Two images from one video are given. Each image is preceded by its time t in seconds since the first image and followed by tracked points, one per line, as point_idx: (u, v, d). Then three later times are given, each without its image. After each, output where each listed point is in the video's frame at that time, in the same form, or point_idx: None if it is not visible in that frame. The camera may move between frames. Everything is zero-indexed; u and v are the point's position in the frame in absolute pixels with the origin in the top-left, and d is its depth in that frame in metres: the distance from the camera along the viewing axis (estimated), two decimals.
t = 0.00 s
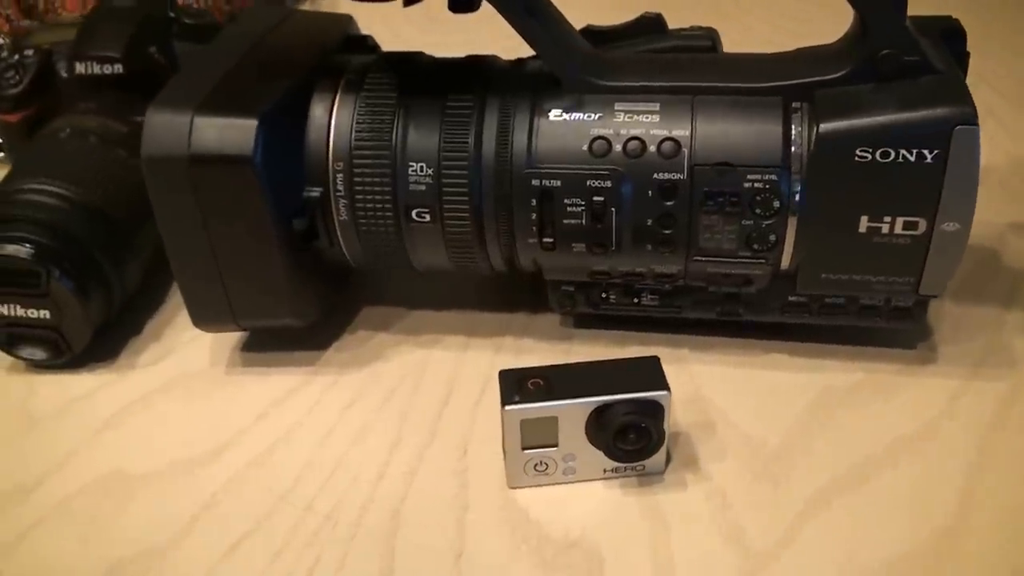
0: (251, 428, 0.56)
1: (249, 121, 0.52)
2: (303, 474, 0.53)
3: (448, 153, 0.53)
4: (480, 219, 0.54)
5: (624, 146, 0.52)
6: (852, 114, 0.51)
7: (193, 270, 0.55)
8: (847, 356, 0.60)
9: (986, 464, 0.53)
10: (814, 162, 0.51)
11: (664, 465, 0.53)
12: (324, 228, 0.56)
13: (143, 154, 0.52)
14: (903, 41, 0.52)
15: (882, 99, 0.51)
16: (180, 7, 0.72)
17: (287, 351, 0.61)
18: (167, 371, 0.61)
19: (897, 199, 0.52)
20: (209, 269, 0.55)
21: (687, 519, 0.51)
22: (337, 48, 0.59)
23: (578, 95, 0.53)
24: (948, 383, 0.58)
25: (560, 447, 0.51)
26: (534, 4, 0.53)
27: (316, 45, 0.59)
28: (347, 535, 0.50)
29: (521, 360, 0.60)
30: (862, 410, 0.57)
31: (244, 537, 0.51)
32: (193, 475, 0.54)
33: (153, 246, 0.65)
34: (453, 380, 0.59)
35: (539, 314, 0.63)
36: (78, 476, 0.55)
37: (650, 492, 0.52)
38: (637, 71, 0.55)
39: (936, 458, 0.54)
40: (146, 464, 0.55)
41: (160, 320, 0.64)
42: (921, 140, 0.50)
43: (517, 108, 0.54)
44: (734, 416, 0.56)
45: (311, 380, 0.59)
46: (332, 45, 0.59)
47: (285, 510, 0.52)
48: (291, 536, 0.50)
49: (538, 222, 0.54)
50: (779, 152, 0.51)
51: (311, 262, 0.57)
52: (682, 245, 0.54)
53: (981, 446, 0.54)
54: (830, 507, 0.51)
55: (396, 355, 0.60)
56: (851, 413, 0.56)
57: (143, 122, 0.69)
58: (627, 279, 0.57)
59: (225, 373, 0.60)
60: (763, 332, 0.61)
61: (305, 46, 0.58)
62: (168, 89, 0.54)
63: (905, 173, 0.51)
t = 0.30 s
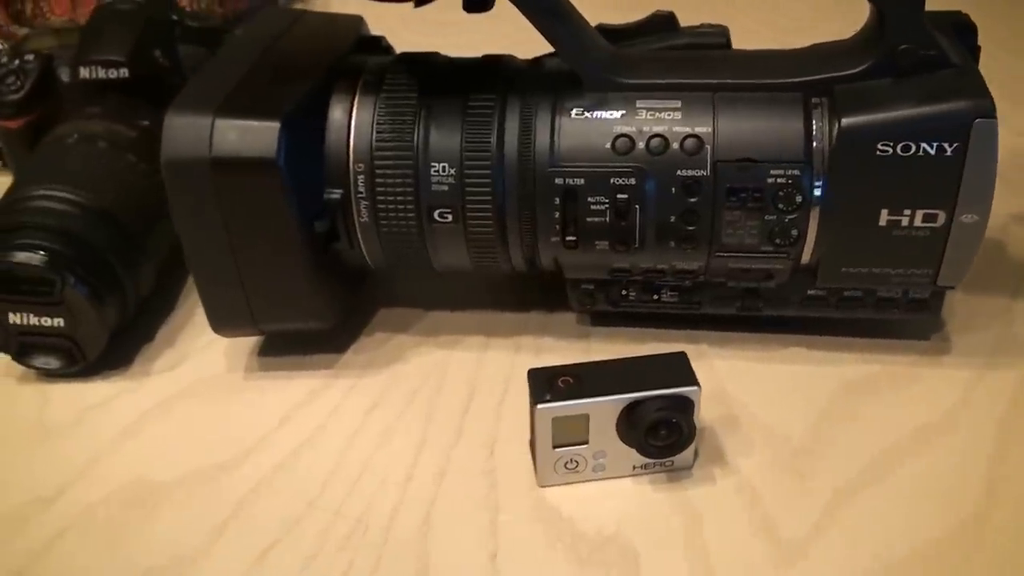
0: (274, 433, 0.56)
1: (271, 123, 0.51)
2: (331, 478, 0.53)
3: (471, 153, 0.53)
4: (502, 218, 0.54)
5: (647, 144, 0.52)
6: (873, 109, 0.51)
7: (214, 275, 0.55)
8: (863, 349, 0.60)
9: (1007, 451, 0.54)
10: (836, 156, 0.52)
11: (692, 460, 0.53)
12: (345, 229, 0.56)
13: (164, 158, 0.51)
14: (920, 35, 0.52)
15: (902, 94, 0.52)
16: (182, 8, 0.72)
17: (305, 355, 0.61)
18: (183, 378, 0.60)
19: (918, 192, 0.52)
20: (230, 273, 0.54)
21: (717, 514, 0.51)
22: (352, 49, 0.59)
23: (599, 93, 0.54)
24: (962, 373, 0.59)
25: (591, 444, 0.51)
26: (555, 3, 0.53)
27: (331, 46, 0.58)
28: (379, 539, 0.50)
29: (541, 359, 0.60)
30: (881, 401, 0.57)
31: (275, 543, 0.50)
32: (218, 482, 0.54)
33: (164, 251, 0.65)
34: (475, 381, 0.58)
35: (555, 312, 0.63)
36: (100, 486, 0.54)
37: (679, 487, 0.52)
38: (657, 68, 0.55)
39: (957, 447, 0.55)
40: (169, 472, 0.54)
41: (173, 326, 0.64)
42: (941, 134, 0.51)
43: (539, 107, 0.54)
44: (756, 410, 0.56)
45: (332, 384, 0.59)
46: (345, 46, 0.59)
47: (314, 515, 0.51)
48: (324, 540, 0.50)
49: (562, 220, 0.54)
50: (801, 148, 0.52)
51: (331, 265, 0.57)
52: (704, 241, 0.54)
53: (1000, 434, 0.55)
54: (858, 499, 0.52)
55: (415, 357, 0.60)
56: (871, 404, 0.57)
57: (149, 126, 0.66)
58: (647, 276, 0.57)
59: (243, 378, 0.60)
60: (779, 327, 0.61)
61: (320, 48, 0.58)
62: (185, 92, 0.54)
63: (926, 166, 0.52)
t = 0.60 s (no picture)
0: (302, 439, 0.56)
1: (298, 126, 0.51)
2: (363, 482, 0.53)
3: (496, 153, 0.53)
4: (528, 217, 0.54)
5: (672, 140, 0.53)
6: (894, 103, 0.52)
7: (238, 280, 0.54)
8: (881, 339, 0.61)
9: None
10: (859, 150, 0.52)
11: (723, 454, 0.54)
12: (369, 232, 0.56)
13: (188, 163, 0.51)
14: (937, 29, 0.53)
15: (922, 86, 0.52)
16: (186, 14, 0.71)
17: (326, 360, 0.61)
18: (204, 384, 0.60)
19: (939, 183, 0.53)
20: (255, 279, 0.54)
21: (751, 508, 0.51)
22: (368, 51, 0.59)
23: (622, 91, 0.54)
24: (980, 360, 0.60)
25: (626, 441, 0.51)
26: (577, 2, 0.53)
27: (348, 48, 0.58)
28: (417, 541, 0.50)
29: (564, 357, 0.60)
30: (902, 391, 0.58)
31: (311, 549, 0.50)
32: (248, 489, 0.53)
33: (178, 257, 0.64)
34: (500, 381, 0.58)
35: (575, 311, 0.63)
36: (127, 496, 0.54)
37: (712, 481, 0.53)
38: (678, 65, 0.55)
39: (980, 433, 0.55)
40: (197, 480, 0.54)
41: (189, 333, 0.63)
42: (962, 125, 0.52)
43: (563, 105, 0.54)
44: (782, 403, 0.57)
45: (356, 388, 0.58)
46: (363, 48, 0.58)
47: (349, 519, 0.51)
48: (361, 544, 0.50)
49: (588, 218, 0.54)
50: (824, 142, 0.53)
51: (355, 268, 0.56)
52: (729, 236, 0.54)
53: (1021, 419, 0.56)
54: (888, 488, 0.53)
55: (438, 358, 0.60)
56: (892, 394, 0.58)
57: (159, 133, 0.66)
58: (670, 272, 0.57)
59: (266, 384, 0.59)
60: (797, 320, 0.62)
61: (338, 50, 0.58)
62: (206, 96, 0.53)
63: (947, 157, 0.52)
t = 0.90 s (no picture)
0: (334, 445, 0.55)
1: (327, 130, 0.50)
2: (400, 487, 0.53)
3: (525, 153, 0.53)
4: (557, 217, 0.54)
5: (699, 137, 0.53)
6: (917, 95, 0.53)
7: (267, 286, 0.54)
8: (900, 329, 0.62)
9: None
10: (883, 142, 0.53)
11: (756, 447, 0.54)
12: (396, 235, 0.55)
13: (217, 169, 0.50)
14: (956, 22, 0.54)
15: (943, 78, 0.53)
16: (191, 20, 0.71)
17: (351, 365, 0.61)
18: (228, 393, 0.59)
19: (960, 173, 0.54)
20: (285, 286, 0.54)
21: (788, 499, 0.52)
22: (387, 53, 0.58)
23: (647, 89, 0.54)
24: (998, 345, 0.61)
25: (663, 437, 0.51)
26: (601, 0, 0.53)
27: (368, 51, 0.58)
28: (460, 544, 0.50)
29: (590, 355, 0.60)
30: (925, 379, 0.59)
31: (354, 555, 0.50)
32: (283, 497, 0.53)
33: (195, 264, 0.63)
34: (528, 381, 0.59)
35: (595, 309, 0.63)
36: (160, 508, 0.53)
37: (747, 474, 0.53)
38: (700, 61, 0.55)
39: (1004, 418, 0.56)
40: (230, 490, 0.53)
41: (208, 343, 0.62)
42: (982, 117, 0.53)
43: (589, 104, 0.54)
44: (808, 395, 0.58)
45: (384, 393, 0.58)
46: (382, 51, 0.58)
47: (389, 524, 0.51)
48: (404, 550, 0.50)
49: (617, 216, 0.54)
50: (848, 136, 0.53)
51: (382, 272, 0.56)
52: (756, 231, 0.55)
53: None
54: (919, 476, 0.53)
55: (463, 360, 0.60)
56: (914, 384, 0.58)
57: (171, 140, 0.65)
58: (695, 267, 0.58)
59: (292, 391, 0.59)
60: (816, 312, 0.63)
61: (358, 53, 0.58)
62: (231, 101, 0.52)
63: (968, 148, 0.53)
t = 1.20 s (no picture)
0: (369, 450, 0.55)
1: (360, 133, 0.50)
2: (440, 489, 0.53)
3: (555, 152, 0.53)
4: (588, 215, 0.54)
5: (728, 132, 0.53)
6: (941, 86, 0.53)
7: (298, 292, 0.53)
8: (919, 317, 0.63)
9: None
10: (908, 133, 0.54)
11: (791, 439, 0.55)
12: (426, 239, 0.55)
13: (250, 174, 0.50)
14: (975, 14, 0.55)
15: (964, 69, 0.54)
16: (198, 27, 0.70)
17: (377, 370, 0.60)
18: (256, 401, 0.58)
19: (982, 163, 0.55)
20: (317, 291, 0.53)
21: (826, 490, 0.52)
22: (408, 55, 0.58)
23: (674, 85, 0.54)
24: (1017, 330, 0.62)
25: (703, 431, 0.52)
26: None
27: (389, 53, 0.58)
28: (507, 544, 0.50)
29: (617, 351, 0.60)
30: (948, 367, 0.59)
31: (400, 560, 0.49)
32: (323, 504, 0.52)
33: (214, 272, 0.63)
34: (558, 380, 0.59)
35: (618, 306, 0.63)
36: (196, 518, 0.52)
37: (784, 466, 0.54)
38: (724, 57, 0.56)
39: None
40: (267, 498, 0.53)
41: (230, 352, 0.62)
42: (1004, 106, 0.53)
43: (618, 101, 0.54)
44: (836, 386, 0.58)
45: (415, 396, 0.58)
46: (404, 52, 0.58)
47: (433, 527, 0.51)
48: (451, 552, 0.50)
49: (649, 213, 0.54)
50: (873, 128, 0.54)
51: (412, 275, 0.56)
52: (784, 225, 0.55)
53: None
54: (952, 461, 0.54)
55: (492, 361, 0.60)
56: (937, 371, 0.59)
57: (184, 146, 0.64)
58: (722, 262, 0.58)
59: (320, 397, 0.58)
60: (837, 303, 0.63)
61: (379, 55, 0.57)
62: (259, 106, 0.52)
63: (990, 138, 0.54)
